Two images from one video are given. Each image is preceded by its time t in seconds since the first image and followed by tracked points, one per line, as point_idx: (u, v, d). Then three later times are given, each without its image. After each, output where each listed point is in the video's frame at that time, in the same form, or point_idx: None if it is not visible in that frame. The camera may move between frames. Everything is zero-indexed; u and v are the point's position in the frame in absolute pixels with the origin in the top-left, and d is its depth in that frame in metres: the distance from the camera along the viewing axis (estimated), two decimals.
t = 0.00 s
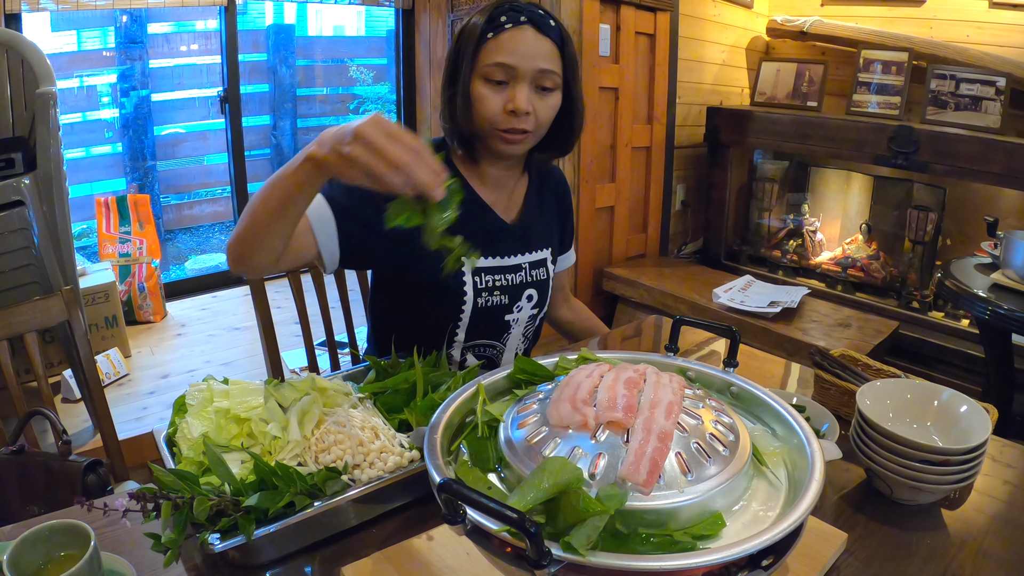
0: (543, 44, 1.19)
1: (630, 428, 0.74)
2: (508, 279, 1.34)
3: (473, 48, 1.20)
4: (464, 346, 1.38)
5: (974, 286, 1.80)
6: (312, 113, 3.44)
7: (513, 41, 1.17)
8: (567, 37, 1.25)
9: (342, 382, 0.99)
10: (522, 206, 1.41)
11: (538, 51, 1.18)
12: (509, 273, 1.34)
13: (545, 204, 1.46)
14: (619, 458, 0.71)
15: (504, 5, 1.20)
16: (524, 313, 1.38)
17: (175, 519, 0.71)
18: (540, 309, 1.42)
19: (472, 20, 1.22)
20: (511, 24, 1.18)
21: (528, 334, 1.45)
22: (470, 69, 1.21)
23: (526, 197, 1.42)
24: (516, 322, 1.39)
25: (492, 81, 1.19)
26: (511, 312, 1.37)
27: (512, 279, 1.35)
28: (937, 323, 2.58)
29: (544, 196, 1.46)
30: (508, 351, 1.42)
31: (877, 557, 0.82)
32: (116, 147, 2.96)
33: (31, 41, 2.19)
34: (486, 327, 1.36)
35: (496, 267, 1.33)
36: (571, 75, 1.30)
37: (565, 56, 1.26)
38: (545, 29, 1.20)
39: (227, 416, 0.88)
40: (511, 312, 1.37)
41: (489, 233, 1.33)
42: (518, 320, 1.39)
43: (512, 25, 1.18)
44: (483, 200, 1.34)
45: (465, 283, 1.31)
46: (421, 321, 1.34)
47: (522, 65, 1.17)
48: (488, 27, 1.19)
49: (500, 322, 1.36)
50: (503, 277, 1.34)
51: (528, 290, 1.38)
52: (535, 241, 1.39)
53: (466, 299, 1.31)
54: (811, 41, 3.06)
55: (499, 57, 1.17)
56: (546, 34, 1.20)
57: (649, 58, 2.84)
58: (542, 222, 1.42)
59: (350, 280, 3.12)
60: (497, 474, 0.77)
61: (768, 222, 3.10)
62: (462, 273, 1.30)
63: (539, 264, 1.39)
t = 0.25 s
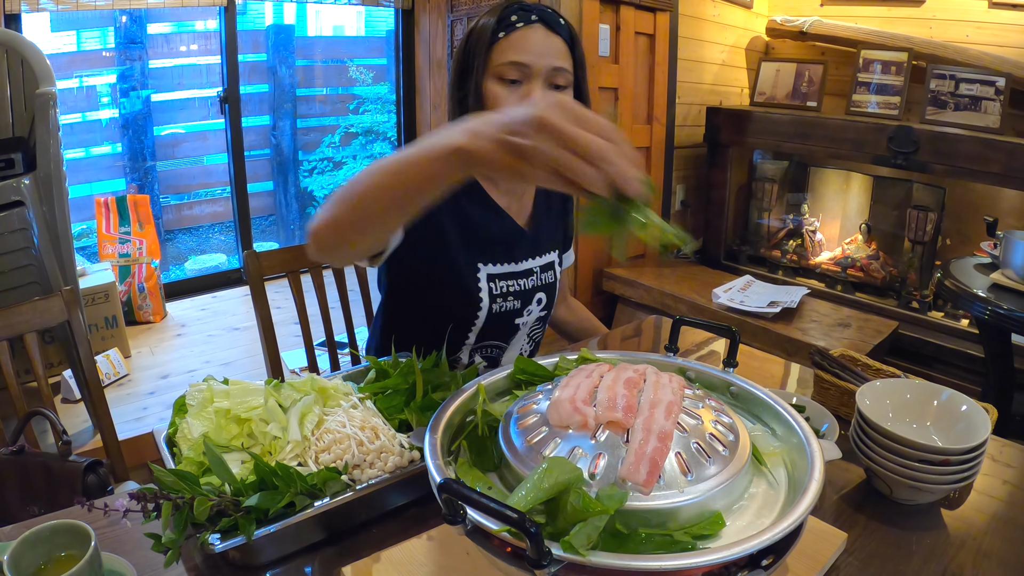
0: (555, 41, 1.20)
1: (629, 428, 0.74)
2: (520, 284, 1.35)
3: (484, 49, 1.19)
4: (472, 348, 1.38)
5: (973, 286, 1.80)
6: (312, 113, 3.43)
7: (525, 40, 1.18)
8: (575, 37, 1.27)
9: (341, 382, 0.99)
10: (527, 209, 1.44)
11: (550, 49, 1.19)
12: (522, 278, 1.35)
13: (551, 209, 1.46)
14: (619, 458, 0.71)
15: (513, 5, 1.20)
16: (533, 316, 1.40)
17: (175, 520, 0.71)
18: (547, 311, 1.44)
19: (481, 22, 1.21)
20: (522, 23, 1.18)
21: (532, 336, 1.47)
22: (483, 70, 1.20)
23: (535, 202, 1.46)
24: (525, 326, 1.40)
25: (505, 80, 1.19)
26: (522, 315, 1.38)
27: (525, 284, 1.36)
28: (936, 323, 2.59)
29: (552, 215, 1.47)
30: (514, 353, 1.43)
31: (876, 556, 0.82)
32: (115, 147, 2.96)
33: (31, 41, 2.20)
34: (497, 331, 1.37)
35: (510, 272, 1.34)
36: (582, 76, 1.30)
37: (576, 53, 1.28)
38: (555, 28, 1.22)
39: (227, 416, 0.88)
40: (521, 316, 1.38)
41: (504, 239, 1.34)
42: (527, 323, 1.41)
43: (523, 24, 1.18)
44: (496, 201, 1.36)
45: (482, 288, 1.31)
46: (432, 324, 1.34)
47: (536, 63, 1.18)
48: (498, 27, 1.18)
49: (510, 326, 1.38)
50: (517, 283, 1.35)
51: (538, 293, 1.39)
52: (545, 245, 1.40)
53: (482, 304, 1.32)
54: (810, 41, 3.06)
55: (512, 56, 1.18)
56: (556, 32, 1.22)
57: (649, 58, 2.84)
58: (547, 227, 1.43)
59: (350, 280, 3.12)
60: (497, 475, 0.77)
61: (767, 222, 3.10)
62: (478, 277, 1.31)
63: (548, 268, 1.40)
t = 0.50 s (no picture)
0: (577, 42, 1.20)
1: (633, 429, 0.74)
2: (540, 299, 1.35)
3: (506, 51, 1.19)
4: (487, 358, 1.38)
5: (974, 286, 1.80)
6: (313, 113, 3.43)
7: (546, 41, 1.18)
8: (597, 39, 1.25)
9: (343, 383, 0.99)
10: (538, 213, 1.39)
11: (574, 48, 1.19)
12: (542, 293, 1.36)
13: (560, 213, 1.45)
14: (623, 460, 0.71)
15: (533, 6, 1.21)
16: (548, 328, 1.41)
17: (178, 521, 0.71)
18: (561, 322, 1.45)
19: (500, 26, 1.22)
20: (543, 23, 1.18)
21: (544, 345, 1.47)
22: (506, 72, 1.20)
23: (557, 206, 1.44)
24: (539, 340, 1.41)
25: (530, 81, 1.19)
26: (538, 328, 1.39)
27: (543, 299, 1.36)
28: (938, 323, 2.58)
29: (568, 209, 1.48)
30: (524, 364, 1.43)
31: (878, 557, 0.82)
32: (116, 147, 2.96)
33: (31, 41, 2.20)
34: (513, 347, 1.37)
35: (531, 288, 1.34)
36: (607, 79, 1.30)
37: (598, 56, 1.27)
38: (577, 28, 1.21)
39: (230, 417, 0.88)
40: (537, 328, 1.39)
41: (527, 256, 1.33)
42: (542, 335, 1.41)
43: (545, 24, 1.18)
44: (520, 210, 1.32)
45: (503, 305, 1.31)
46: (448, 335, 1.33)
47: (564, 62, 1.18)
48: (519, 29, 1.19)
49: (525, 339, 1.39)
50: (536, 298, 1.35)
51: (554, 306, 1.40)
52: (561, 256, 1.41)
53: (502, 320, 1.32)
54: (811, 41, 3.06)
55: (536, 57, 1.18)
56: (577, 32, 1.21)
57: (651, 58, 2.84)
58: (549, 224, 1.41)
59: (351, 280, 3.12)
60: (500, 476, 0.77)
61: (768, 222, 3.08)
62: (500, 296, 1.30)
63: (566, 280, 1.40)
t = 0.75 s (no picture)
0: (600, 46, 1.19)
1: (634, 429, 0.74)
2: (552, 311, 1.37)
3: (528, 55, 1.20)
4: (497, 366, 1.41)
5: (975, 286, 1.80)
6: (313, 113, 3.43)
7: (570, 45, 1.17)
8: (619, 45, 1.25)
9: (343, 383, 0.99)
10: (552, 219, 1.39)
11: (597, 53, 1.18)
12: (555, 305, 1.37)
13: (568, 215, 1.44)
14: (624, 459, 0.71)
15: (556, 11, 1.22)
16: (557, 337, 1.44)
17: (178, 521, 0.71)
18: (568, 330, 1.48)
19: (522, 31, 1.23)
20: (566, 29, 1.19)
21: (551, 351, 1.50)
22: (527, 76, 1.20)
23: (572, 220, 1.44)
24: (549, 348, 1.44)
25: (553, 87, 1.19)
26: (547, 338, 1.41)
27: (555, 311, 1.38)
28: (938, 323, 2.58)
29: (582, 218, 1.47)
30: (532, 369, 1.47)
31: (879, 558, 0.82)
32: (116, 147, 2.95)
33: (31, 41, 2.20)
34: (524, 355, 1.40)
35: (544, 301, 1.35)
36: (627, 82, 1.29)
37: (620, 61, 1.26)
38: (600, 33, 1.21)
39: (230, 417, 0.87)
40: (546, 338, 1.41)
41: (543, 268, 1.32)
42: (551, 344, 1.44)
43: (567, 29, 1.19)
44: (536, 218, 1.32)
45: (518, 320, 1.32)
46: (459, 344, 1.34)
47: (586, 69, 1.18)
48: (541, 34, 1.19)
49: (535, 347, 1.41)
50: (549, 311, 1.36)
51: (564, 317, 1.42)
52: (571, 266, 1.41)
53: (517, 334, 1.33)
54: (811, 41, 3.06)
55: (559, 61, 1.17)
56: (600, 37, 1.21)
57: (652, 59, 2.84)
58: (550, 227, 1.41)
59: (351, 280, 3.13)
60: (501, 476, 0.77)
61: (769, 222, 3.10)
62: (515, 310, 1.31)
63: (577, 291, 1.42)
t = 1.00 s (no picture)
0: (604, 55, 1.20)
1: (631, 429, 0.75)
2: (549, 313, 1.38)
3: (532, 62, 1.19)
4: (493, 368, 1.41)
5: (973, 287, 1.81)
6: (312, 113, 3.43)
7: (574, 53, 1.17)
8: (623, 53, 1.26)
9: (342, 382, 0.99)
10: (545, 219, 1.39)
11: (601, 62, 1.19)
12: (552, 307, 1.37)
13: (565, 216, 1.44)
14: (620, 459, 0.72)
15: (562, 17, 1.21)
16: (553, 340, 1.44)
17: (177, 521, 0.71)
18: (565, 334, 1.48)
19: (526, 36, 1.22)
20: (571, 36, 1.18)
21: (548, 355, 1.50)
22: (530, 83, 1.20)
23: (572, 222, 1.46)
24: (545, 350, 1.44)
25: (555, 95, 1.19)
26: (544, 340, 1.42)
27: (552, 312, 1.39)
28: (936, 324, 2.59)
29: (580, 222, 1.50)
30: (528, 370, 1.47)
31: (876, 557, 0.82)
32: (115, 147, 2.95)
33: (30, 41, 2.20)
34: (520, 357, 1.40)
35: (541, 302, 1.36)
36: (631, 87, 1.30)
37: (623, 68, 1.27)
38: (604, 41, 1.21)
39: (229, 417, 0.88)
40: (542, 340, 1.42)
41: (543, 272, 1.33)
42: (547, 347, 1.45)
43: (572, 37, 1.18)
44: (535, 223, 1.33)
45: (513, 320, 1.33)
46: (457, 343, 1.35)
47: (589, 78, 1.18)
48: (546, 41, 1.19)
49: (531, 350, 1.42)
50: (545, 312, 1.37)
51: (561, 320, 1.43)
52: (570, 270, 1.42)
53: (512, 334, 1.34)
54: (810, 41, 3.06)
55: (563, 70, 1.17)
56: (604, 46, 1.21)
57: (651, 59, 2.84)
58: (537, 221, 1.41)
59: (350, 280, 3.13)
60: (498, 475, 0.77)
61: (767, 222, 3.10)
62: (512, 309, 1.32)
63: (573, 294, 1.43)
